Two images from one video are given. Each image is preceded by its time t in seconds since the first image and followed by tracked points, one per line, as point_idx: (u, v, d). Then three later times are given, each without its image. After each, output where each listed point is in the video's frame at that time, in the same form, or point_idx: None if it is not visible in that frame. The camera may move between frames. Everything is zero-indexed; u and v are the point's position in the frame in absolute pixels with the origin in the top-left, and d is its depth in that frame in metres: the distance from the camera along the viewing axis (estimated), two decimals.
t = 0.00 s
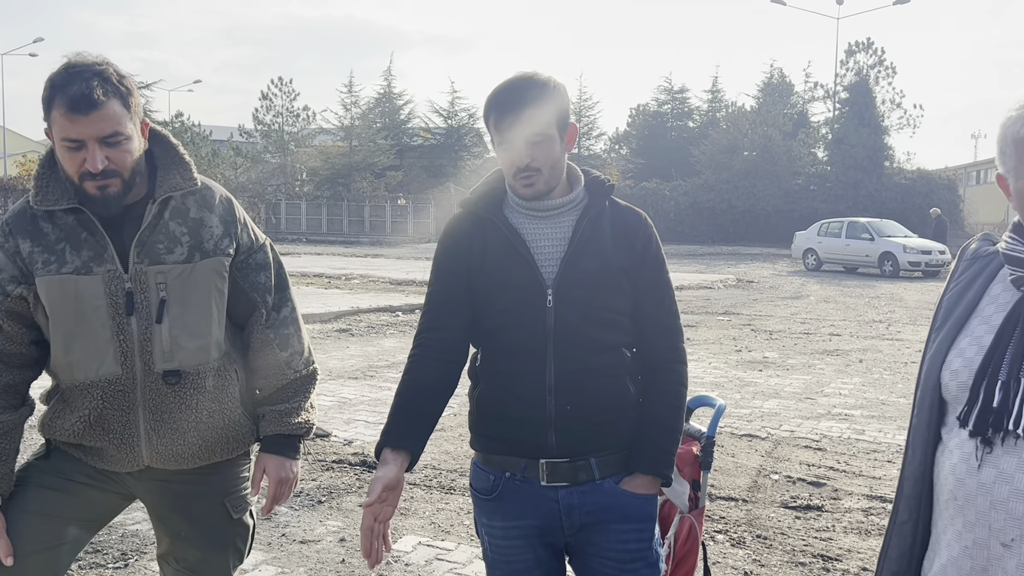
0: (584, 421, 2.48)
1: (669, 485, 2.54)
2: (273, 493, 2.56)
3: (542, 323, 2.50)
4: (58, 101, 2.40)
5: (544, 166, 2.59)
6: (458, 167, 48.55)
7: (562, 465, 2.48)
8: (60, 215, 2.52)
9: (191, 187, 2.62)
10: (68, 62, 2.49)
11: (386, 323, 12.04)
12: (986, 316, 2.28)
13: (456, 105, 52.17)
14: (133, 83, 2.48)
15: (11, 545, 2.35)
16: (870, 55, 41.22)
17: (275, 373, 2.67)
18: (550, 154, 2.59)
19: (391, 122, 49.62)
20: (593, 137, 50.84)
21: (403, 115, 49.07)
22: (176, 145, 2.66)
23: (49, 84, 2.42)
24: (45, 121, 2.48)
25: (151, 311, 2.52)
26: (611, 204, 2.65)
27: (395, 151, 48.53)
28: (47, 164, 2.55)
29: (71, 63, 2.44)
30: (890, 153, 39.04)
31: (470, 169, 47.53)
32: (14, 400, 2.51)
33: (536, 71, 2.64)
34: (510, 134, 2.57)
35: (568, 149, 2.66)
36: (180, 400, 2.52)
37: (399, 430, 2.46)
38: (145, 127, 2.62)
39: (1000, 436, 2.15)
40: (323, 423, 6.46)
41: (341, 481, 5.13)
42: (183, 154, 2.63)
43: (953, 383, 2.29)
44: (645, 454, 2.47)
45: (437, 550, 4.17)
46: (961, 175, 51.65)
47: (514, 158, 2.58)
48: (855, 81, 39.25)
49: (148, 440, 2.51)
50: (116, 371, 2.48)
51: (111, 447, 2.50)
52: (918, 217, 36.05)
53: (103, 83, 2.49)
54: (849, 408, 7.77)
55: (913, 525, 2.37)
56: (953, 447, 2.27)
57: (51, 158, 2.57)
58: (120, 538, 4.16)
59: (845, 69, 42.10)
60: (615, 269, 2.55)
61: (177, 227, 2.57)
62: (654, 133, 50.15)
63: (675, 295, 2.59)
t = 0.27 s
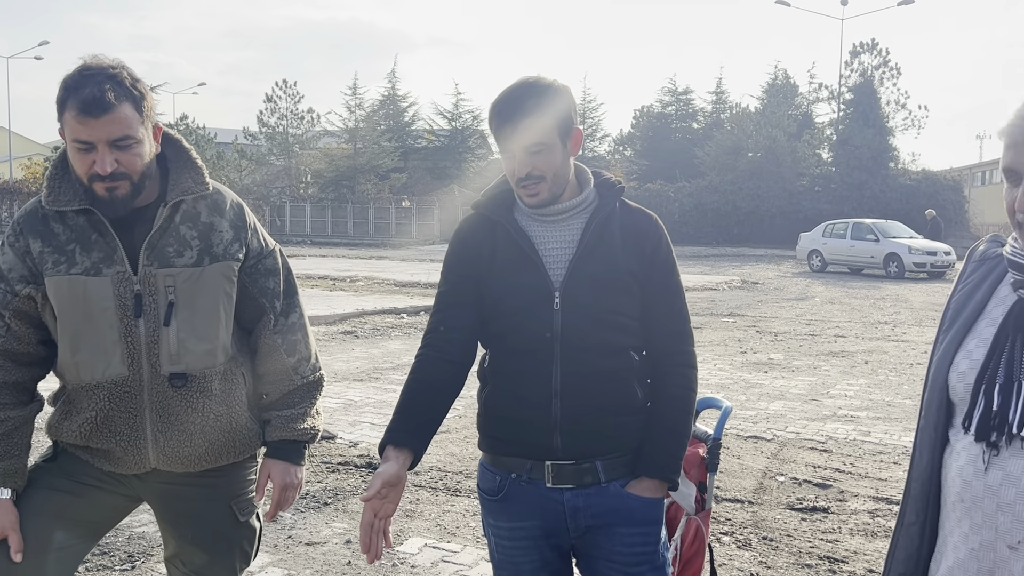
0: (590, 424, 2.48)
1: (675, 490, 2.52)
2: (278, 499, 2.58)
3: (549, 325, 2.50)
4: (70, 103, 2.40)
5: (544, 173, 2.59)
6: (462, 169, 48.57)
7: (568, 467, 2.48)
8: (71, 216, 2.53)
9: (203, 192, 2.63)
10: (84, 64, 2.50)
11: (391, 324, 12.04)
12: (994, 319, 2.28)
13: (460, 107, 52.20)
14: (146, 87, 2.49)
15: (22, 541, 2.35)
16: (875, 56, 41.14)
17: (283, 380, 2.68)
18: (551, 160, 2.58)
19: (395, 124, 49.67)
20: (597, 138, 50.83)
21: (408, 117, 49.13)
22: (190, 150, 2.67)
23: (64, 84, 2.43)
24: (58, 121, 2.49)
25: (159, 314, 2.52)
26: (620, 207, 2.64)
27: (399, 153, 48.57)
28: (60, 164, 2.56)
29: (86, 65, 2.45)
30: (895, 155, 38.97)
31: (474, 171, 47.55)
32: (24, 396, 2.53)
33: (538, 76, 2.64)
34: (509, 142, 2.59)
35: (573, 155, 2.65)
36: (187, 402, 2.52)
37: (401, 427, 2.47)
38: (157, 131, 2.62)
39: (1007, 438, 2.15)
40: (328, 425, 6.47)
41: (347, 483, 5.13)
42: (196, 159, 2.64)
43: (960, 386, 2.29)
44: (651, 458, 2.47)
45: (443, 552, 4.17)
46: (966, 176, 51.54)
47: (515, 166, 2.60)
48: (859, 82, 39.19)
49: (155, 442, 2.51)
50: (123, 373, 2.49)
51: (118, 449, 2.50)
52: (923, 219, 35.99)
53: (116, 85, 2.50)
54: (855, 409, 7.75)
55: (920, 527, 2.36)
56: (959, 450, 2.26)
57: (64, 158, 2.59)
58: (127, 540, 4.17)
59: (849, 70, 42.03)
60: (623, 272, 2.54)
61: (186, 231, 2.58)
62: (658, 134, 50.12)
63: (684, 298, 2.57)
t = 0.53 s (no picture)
0: (594, 429, 2.47)
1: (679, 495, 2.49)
2: (284, 503, 2.59)
3: (553, 329, 2.52)
4: (71, 111, 2.40)
5: (549, 175, 2.59)
6: (468, 171, 48.60)
7: (571, 470, 2.47)
8: (75, 221, 2.54)
9: (206, 197, 2.63)
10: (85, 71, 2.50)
11: (398, 326, 12.06)
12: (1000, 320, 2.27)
13: (466, 108, 52.22)
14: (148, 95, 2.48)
15: (39, 540, 2.37)
16: (881, 57, 41.05)
17: (289, 384, 2.68)
18: (556, 162, 2.58)
19: (401, 126, 49.73)
20: (602, 140, 50.83)
21: (413, 119, 49.21)
22: (195, 154, 2.68)
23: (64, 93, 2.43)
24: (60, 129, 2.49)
25: (163, 320, 2.53)
26: (627, 209, 2.62)
27: (405, 154, 48.64)
28: (64, 169, 2.55)
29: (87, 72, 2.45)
30: (902, 155, 38.88)
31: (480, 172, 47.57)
32: (33, 400, 2.54)
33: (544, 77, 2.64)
34: (514, 144, 2.60)
35: (578, 156, 2.64)
36: (191, 408, 2.53)
37: (410, 433, 2.50)
38: (159, 137, 2.63)
39: (1012, 440, 2.15)
40: (335, 427, 6.48)
41: (353, 485, 5.14)
42: (198, 163, 2.66)
43: (967, 387, 2.28)
44: (654, 464, 2.44)
45: (449, 553, 4.17)
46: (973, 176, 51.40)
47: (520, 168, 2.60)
48: (865, 83, 39.11)
49: (161, 447, 2.52)
50: (128, 379, 2.50)
51: (125, 453, 2.51)
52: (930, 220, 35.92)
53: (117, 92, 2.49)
54: (862, 411, 7.74)
55: (927, 528, 2.36)
56: (966, 451, 2.26)
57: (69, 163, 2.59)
58: (134, 541, 4.19)
59: (855, 71, 41.96)
60: (627, 276, 2.53)
61: (191, 237, 2.59)
62: (664, 135, 50.09)
63: (692, 302, 2.52)
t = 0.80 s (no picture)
0: (597, 431, 2.47)
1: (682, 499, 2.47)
2: (292, 502, 2.62)
3: (556, 330, 2.52)
4: (74, 113, 2.41)
5: (557, 175, 2.59)
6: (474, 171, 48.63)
7: (573, 471, 2.47)
8: (81, 223, 2.55)
9: (211, 198, 2.64)
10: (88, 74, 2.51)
11: (404, 326, 12.08)
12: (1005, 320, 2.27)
13: (472, 108, 52.26)
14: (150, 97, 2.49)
15: (43, 543, 2.38)
16: (889, 56, 40.92)
17: (294, 383, 2.69)
18: (565, 163, 2.59)
19: (407, 126, 49.78)
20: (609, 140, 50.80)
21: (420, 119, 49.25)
22: (200, 156, 2.69)
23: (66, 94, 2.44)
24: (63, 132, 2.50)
25: (170, 321, 2.54)
26: (633, 209, 2.61)
27: (412, 155, 48.69)
28: (68, 172, 2.57)
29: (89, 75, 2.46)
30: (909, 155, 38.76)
31: (486, 172, 47.60)
32: (38, 403, 2.56)
33: (553, 78, 2.65)
34: (522, 143, 2.60)
35: (588, 156, 2.64)
36: (198, 408, 2.54)
37: (438, 437, 2.61)
38: (162, 139, 2.63)
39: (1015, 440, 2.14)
40: (342, 427, 6.50)
41: (360, 485, 5.15)
42: (203, 162, 2.67)
43: (972, 387, 2.28)
44: (657, 467, 2.41)
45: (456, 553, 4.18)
46: (981, 176, 51.21)
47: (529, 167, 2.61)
48: (873, 82, 39.01)
49: (168, 448, 2.53)
50: (134, 381, 2.51)
51: (132, 455, 2.53)
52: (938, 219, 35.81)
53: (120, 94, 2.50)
54: (869, 411, 7.71)
55: (933, 528, 2.35)
56: (970, 451, 2.26)
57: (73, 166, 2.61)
58: (142, 541, 4.20)
59: (862, 70, 41.84)
60: (631, 277, 2.52)
61: (196, 238, 2.60)
62: (671, 135, 50.04)
63: (698, 304, 2.50)
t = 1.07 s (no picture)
0: (601, 431, 2.46)
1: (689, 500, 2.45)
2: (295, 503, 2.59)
3: (558, 329, 2.52)
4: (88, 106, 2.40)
5: (560, 174, 2.58)
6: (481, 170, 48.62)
7: (579, 471, 2.47)
8: (90, 219, 2.55)
9: (222, 196, 2.64)
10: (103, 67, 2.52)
11: (411, 325, 12.08)
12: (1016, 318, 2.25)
13: (479, 107, 52.25)
14: (165, 93, 2.50)
15: (48, 540, 2.38)
16: (897, 55, 40.77)
17: (301, 384, 2.70)
18: (567, 162, 2.57)
19: (414, 126, 49.81)
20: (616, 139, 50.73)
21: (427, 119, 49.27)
22: (211, 153, 2.69)
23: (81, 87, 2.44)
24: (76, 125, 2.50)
25: (178, 318, 2.54)
26: (638, 206, 2.57)
27: (419, 154, 48.71)
28: (79, 168, 2.58)
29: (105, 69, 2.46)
30: (918, 154, 38.62)
31: (493, 172, 47.60)
32: (44, 399, 2.56)
33: (558, 76, 2.63)
34: (525, 142, 2.59)
35: (590, 154, 2.63)
36: (204, 406, 2.54)
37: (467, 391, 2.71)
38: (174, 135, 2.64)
39: None
40: (349, 426, 6.50)
41: (367, 484, 5.15)
42: (214, 160, 2.67)
43: (983, 385, 2.27)
44: (662, 468, 2.40)
45: (463, 552, 4.18)
46: (990, 174, 51.01)
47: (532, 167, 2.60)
48: (881, 81, 38.88)
49: (175, 446, 2.53)
50: (141, 378, 2.51)
51: (138, 452, 2.53)
52: (947, 218, 35.67)
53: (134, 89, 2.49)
54: (878, 410, 7.69)
55: (944, 528, 2.34)
56: (980, 450, 2.24)
57: (83, 161, 2.61)
58: (149, 540, 4.21)
59: (871, 69, 41.69)
60: (635, 276, 2.50)
61: (206, 235, 2.60)
62: (678, 134, 49.94)
63: (704, 303, 2.47)
